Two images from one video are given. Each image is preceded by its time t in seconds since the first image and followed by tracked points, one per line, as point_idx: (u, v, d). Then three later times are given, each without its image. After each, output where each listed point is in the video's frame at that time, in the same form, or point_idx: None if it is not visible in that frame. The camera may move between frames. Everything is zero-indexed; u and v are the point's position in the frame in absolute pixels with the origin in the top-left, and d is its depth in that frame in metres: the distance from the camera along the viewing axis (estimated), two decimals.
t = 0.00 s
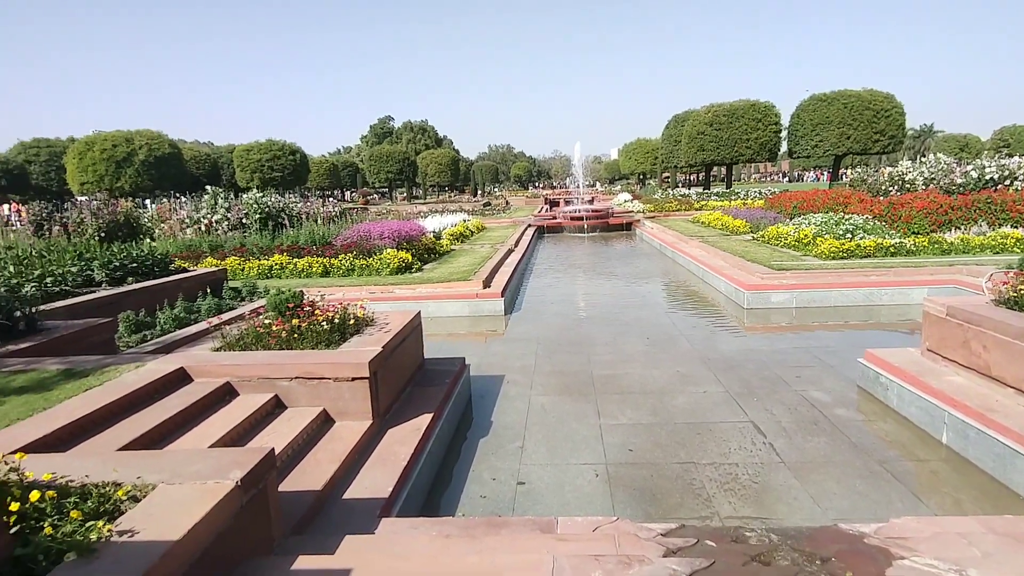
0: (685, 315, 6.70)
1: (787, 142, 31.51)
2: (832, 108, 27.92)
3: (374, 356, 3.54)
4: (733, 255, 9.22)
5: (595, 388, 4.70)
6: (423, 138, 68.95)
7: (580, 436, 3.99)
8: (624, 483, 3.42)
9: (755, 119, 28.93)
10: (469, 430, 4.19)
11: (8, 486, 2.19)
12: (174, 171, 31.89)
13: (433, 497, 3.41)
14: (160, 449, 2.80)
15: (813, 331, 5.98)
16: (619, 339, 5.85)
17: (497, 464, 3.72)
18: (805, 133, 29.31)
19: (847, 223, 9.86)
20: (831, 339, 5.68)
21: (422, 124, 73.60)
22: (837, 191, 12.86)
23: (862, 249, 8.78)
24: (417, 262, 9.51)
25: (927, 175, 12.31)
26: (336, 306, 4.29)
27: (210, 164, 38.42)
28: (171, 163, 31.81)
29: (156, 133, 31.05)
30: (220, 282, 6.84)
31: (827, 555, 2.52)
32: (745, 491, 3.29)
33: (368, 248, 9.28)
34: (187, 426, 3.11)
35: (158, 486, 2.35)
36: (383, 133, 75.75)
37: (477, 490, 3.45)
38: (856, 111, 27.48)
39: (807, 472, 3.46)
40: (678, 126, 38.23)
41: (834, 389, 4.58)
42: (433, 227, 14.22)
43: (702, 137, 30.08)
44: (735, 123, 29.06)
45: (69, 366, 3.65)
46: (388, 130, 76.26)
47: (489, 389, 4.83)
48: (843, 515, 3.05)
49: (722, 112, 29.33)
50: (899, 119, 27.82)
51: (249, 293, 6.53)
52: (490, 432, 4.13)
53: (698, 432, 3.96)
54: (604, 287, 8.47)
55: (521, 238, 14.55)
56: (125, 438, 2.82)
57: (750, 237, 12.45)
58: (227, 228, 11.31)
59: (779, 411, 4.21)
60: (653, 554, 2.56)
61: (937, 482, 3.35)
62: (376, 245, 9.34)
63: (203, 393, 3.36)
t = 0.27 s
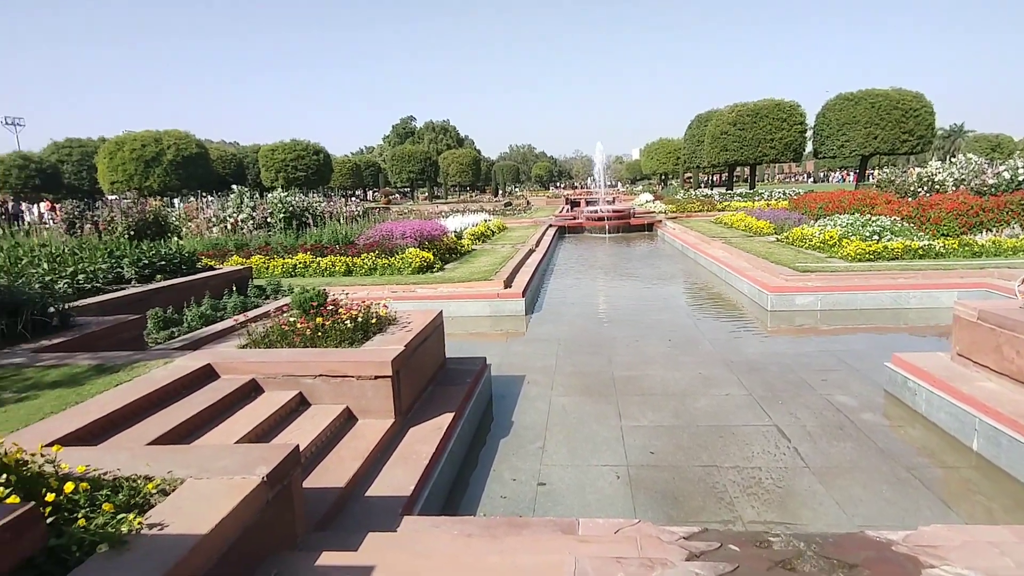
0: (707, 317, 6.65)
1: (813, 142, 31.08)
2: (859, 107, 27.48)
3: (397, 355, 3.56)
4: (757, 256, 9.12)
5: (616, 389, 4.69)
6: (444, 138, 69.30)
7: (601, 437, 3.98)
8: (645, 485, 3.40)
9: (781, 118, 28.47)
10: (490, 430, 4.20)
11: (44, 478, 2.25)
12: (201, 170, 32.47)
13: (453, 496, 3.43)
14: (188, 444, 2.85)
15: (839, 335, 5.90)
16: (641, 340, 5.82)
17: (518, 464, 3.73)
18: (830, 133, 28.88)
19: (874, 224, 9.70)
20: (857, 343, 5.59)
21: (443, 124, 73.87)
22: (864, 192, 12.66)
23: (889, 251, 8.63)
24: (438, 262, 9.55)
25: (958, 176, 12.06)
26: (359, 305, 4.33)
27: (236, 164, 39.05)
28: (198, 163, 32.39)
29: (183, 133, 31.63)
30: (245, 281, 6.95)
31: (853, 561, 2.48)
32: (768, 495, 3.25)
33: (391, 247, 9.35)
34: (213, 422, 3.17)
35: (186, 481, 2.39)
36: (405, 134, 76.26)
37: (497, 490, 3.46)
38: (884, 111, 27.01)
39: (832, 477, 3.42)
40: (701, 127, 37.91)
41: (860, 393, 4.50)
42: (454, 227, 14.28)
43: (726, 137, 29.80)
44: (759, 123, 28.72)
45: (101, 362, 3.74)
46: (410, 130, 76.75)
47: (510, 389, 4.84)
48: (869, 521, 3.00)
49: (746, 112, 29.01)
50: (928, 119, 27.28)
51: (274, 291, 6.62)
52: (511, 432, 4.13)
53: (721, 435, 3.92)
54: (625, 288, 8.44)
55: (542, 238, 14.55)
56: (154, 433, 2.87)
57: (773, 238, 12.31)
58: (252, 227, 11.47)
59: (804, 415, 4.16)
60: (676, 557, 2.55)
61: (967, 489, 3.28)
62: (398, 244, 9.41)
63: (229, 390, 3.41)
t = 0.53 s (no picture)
0: (732, 319, 6.57)
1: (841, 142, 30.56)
2: (889, 106, 26.94)
3: (421, 354, 3.59)
4: (784, 258, 9.00)
5: (640, 391, 4.66)
6: (467, 139, 69.65)
7: (624, 439, 3.96)
8: (669, 488, 3.38)
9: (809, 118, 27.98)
10: (513, 430, 4.20)
11: (80, 471, 2.31)
12: (230, 172, 33.09)
13: (477, 496, 3.44)
14: (217, 441, 2.90)
15: (868, 338, 5.79)
16: (665, 342, 5.78)
17: (541, 465, 3.72)
18: (860, 132, 28.36)
19: (906, 225, 9.50)
20: (887, 346, 5.48)
21: (469, 124, 74.10)
22: (895, 193, 12.41)
23: (921, 253, 8.45)
24: (462, 262, 9.59)
25: (994, 176, 11.76)
26: (384, 305, 4.37)
27: (263, 165, 39.72)
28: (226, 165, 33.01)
29: (212, 135, 32.25)
30: (272, 280, 7.06)
31: (883, 569, 2.43)
32: (795, 501, 3.20)
33: (414, 248, 9.40)
34: (241, 419, 3.22)
35: (216, 476, 2.44)
36: (429, 135, 76.77)
37: (520, 490, 3.46)
38: (915, 109, 26.45)
39: (861, 483, 3.35)
40: (727, 127, 37.52)
41: (890, 398, 4.41)
42: (476, 228, 14.34)
43: (752, 136, 29.45)
44: (787, 122, 28.32)
45: (133, 359, 3.83)
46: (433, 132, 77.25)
47: (533, 390, 4.84)
48: (900, 529, 2.94)
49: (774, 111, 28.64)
50: (961, 117, 26.64)
51: (300, 290, 6.71)
52: (534, 433, 4.13)
53: (747, 439, 3.87)
54: (649, 289, 8.39)
55: (565, 239, 14.53)
56: (185, 429, 2.93)
57: (801, 239, 12.13)
58: (278, 227, 11.64)
59: (832, 419, 4.09)
60: (701, 561, 2.53)
61: (1003, 497, 3.19)
62: (422, 245, 9.48)
63: (256, 387, 3.46)
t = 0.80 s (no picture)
0: (756, 319, 6.50)
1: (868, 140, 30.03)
2: (918, 104, 26.40)
3: (443, 353, 3.61)
4: (809, 258, 8.88)
5: (662, 392, 4.63)
6: (488, 138, 69.80)
7: (646, 439, 3.94)
8: (692, 490, 3.35)
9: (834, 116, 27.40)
10: (534, 429, 4.21)
11: (111, 465, 2.36)
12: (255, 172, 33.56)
13: (498, 495, 3.45)
14: (244, 437, 2.95)
15: (896, 340, 5.69)
16: (687, 343, 5.73)
17: (562, 465, 3.72)
18: (887, 130, 27.84)
19: (935, 225, 9.31)
20: (915, 348, 5.38)
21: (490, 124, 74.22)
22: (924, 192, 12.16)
23: (951, 253, 8.27)
24: (482, 262, 9.64)
25: None
26: (406, 304, 4.40)
27: (287, 165, 40.23)
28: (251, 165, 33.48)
29: (238, 135, 32.73)
30: (296, 279, 7.14)
31: None
32: (821, 504, 3.16)
33: (436, 247, 9.45)
34: (267, 416, 3.26)
35: (243, 472, 2.47)
36: (450, 134, 77.09)
37: (542, 490, 3.46)
38: (945, 107, 25.89)
39: (888, 487, 3.30)
40: (750, 125, 37.09)
41: (919, 401, 4.33)
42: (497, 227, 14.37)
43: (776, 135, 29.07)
44: (812, 121, 27.90)
45: (162, 356, 3.90)
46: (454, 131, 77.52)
47: (554, 390, 4.83)
48: (929, 534, 2.88)
49: (798, 109, 28.24)
50: (993, 115, 26.02)
51: (323, 289, 6.78)
52: (555, 433, 4.13)
53: (771, 441, 3.83)
54: (671, 289, 8.33)
55: (586, 238, 14.50)
56: (212, 425, 2.98)
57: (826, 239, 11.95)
58: (302, 226, 11.79)
59: (859, 422, 4.03)
60: (725, 564, 2.51)
61: None
62: (443, 244, 9.53)
63: (281, 385, 3.51)
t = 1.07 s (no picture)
0: (775, 319, 6.44)
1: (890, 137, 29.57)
2: (943, 100, 25.92)
3: (459, 351, 3.62)
4: (829, 257, 8.76)
5: (679, 392, 4.60)
6: (505, 136, 69.77)
7: (663, 439, 3.92)
8: (709, 490, 3.33)
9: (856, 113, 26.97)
10: (550, 428, 4.21)
11: (134, 459, 2.40)
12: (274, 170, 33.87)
13: (514, 493, 3.45)
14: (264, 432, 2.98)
15: (918, 341, 5.60)
16: (705, 342, 5.69)
17: (579, 464, 3.71)
18: (910, 128, 27.37)
19: (959, 224, 9.14)
20: (938, 349, 5.29)
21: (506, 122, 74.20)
22: (948, 191, 11.94)
23: (976, 253, 8.12)
24: (499, 260, 9.65)
25: None
26: (423, 302, 4.42)
27: (306, 164, 40.58)
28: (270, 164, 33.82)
29: (257, 134, 33.07)
30: (314, 277, 7.20)
31: None
32: (840, 506, 3.12)
33: (452, 246, 9.47)
34: (286, 412, 3.30)
35: (262, 467, 2.50)
36: (466, 133, 77.20)
37: (558, 488, 3.46)
38: (971, 103, 25.40)
39: (910, 490, 3.25)
40: (770, 122, 36.67)
41: (942, 403, 4.26)
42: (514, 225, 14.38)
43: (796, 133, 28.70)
44: (833, 118, 27.52)
45: (183, 352, 3.96)
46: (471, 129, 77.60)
47: (571, 389, 4.83)
48: (951, 538, 2.84)
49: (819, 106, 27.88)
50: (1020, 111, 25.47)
51: (341, 286, 6.83)
52: (572, 432, 4.12)
53: (789, 442, 3.79)
54: (688, 288, 8.28)
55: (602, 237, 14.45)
56: (232, 421, 3.02)
57: (847, 238, 11.79)
58: (320, 225, 11.90)
59: (880, 424, 3.97)
60: (743, 565, 2.49)
61: None
62: (460, 242, 9.55)
63: (300, 381, 3.54)
